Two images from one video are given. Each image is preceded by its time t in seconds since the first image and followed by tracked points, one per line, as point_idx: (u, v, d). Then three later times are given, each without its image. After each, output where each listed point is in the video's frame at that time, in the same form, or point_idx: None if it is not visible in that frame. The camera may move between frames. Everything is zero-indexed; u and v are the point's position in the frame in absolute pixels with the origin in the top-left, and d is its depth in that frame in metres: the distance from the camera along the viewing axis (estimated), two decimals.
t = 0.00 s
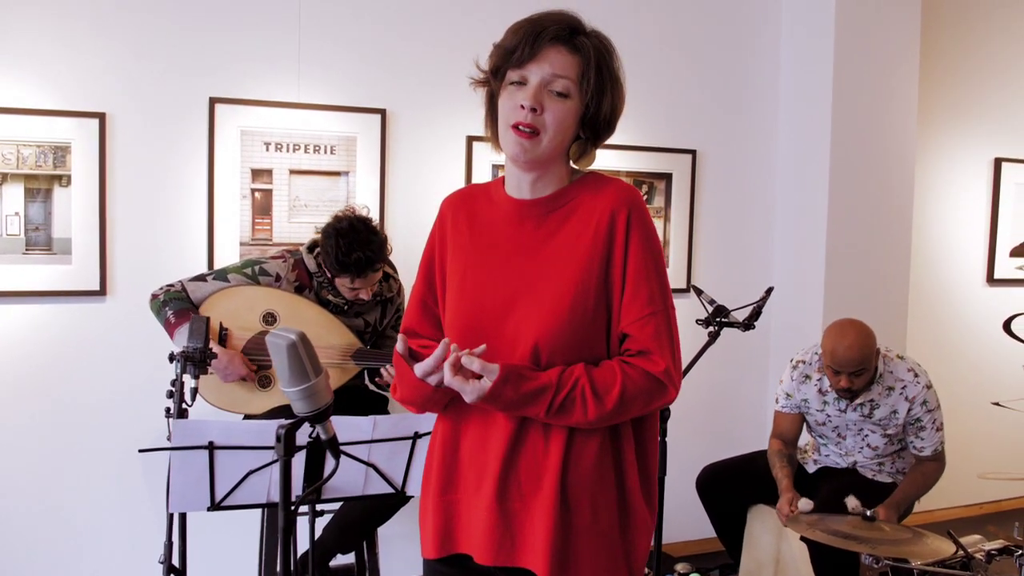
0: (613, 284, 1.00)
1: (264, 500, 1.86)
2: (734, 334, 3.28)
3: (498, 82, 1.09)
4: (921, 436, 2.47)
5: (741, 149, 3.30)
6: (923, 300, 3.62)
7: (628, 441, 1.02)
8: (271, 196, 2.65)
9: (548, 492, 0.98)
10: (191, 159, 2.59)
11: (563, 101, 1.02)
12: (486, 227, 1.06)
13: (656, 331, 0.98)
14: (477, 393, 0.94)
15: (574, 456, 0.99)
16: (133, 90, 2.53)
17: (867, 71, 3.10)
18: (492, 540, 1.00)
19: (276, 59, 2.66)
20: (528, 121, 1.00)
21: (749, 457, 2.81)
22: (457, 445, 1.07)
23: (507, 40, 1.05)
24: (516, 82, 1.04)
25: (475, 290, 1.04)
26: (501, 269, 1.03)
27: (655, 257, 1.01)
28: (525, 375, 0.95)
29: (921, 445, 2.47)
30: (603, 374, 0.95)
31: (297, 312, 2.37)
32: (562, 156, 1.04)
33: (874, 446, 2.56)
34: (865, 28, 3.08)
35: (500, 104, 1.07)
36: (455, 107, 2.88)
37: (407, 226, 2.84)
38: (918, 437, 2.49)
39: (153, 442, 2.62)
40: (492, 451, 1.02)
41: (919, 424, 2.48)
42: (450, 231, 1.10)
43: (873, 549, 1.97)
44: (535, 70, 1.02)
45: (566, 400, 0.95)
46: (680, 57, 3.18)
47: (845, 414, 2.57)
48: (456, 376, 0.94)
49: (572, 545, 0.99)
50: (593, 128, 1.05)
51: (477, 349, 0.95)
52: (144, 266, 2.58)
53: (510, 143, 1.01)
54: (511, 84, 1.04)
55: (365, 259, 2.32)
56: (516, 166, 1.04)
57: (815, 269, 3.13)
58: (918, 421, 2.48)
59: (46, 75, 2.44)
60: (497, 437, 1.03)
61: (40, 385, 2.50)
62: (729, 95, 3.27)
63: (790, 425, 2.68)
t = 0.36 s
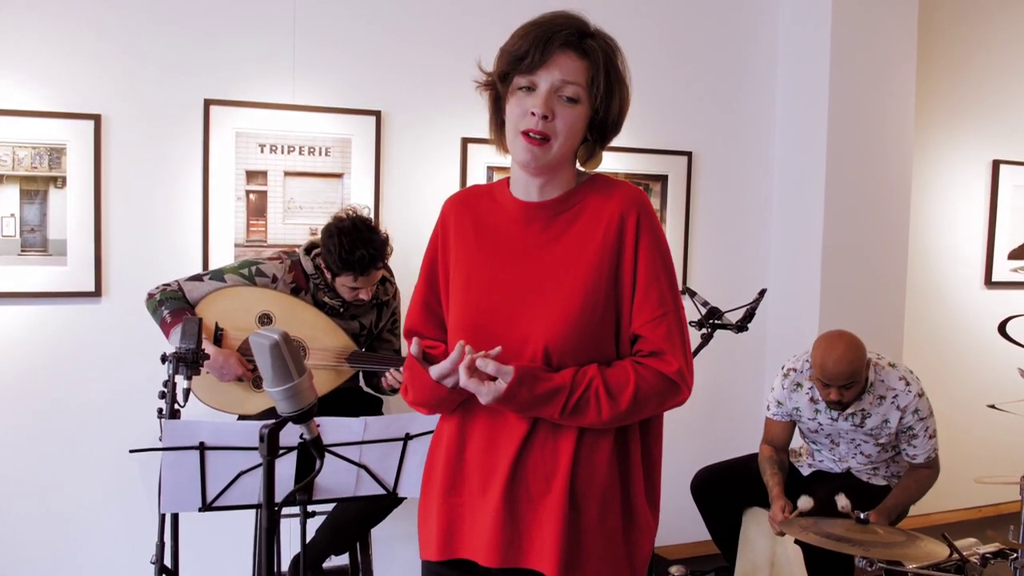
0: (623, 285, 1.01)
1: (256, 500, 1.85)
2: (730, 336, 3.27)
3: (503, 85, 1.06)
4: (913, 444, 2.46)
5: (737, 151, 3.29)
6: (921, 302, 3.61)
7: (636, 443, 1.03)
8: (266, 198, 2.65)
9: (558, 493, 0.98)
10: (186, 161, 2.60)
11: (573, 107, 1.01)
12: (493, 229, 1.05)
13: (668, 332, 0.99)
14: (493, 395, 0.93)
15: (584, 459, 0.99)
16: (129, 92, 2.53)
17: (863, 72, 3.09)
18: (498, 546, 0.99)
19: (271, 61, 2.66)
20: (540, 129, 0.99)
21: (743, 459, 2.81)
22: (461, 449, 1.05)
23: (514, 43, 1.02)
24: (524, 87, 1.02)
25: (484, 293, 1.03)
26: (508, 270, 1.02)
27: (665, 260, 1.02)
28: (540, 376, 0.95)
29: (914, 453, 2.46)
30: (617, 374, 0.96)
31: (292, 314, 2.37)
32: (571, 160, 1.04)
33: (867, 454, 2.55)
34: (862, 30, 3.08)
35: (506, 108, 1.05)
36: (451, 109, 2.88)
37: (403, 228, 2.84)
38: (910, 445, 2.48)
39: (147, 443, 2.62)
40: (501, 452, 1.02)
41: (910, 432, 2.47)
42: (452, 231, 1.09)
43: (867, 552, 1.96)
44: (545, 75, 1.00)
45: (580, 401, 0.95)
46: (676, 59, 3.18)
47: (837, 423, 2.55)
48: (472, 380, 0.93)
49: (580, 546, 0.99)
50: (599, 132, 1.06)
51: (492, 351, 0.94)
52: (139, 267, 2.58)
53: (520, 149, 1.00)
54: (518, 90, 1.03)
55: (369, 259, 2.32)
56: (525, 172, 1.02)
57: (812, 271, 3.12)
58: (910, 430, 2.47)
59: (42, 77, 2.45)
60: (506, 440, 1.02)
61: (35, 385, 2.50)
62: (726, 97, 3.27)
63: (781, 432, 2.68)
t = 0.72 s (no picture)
0: (649, 282, 1.02)
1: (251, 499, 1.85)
2: (729, 339, 3.28)
3: (526, 83, 1.07)
4: (909, 450, 2.46)
5: (736, 153, 3.30)
6: (918, 307, 3.62)
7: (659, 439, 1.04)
8: (265, 198, 2.65)
9: (587, 486, 0.98)
10: (183, 159, 2.59)
11: (599, 104, 1.01)
12: (519, 225, 1.05)
13: (697, 329, 1.00)
14: (523, 377, 0.94)
15: (610, 455, 1.00)
16: (127, 91, 2.53)
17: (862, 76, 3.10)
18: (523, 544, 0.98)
19: (271, 60, 2.66)
20: (567, 127, 0.99)
21: (740, 461, 2.82)
22: (484, 445, 1.04)
23: (538, 41, 1.03)
24: (550, 86, 1.03)
25: (510, 289, 1.02)
26: (536, 264, 1.02)
27: (690, 260, 1.04)
28: (570, 364, 0.96)
29: (909, 459, 2.46)
30: (648, 369, 0.97)
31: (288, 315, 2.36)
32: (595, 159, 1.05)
33: (862, 459, 2.56)
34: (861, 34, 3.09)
35: (529, 107, 1.06)
36: (450, 110, 2.88)
37: (402, 228, 2.84)
38: (905, 451, 2.47)
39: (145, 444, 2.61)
40: (528, 445, 1.02)
41: (906, 438, 2.46)
42: (477, 226, 1.09)
43: (861, 553, 1.96)
44: (571, 73, 1.01)
45: (612, 393, 0.95)
46: (676, 61, 3.19)
47: (833, 429, 2.54)
48: (505, 359, 0.95)
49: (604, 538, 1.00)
50: (620, 129, 1.09)
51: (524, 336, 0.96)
52: (136, 266, 2.58)
53: (547, 148, 1.00)
54: (543, 89, 1.03)
55: (363, 259, 2.32)
56: (550, 172, 1.03)
57: (810, 274, 3.13)
58: (906, 436, 2.46)
59: (39, 75, 2.45)
60: (533, 435, 1.02)
61: (30, 384, 2.49)
62: (725, 100, 3.27)
63: (777, 437, 2.70)
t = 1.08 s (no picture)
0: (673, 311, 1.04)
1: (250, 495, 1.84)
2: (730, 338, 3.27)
3: (509, 111, 1.09)
4: (908, 451, 2.45)
5: (738, 152, 3.29)
6: (919, 307, 3.61)
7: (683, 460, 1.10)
8: (264, 193, 2.64)
9: (625, 511, 1.02)
10: (183, 154, 2.58)
11: (571, 103, 1.00)
12: (547, 255, 1.07)
13: (718, 358, 1.04)
14: (557, 404, 0.97)
15: (639, 478, 1.04)
16: (126, 85, 2.51)
17: (865, 75, 3.09)
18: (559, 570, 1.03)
19: (271, 55, 2.65)
20: (542, 133, 0.99)
21: (741, 460, 2.82)
22: (518, 469, 1.08)
23: (506, 65, 1.07)
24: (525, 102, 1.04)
25: (540, 318, 1.05)
26: (566, 294, 1.04)
27: (712, 286, 1.06)
28: (603, 395, 0.98)
29: (909, 459, 2.45)
30: (675, 399, 1.00)
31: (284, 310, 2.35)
32: (588, 160, 1.02)
33: (862, 459, 2.55)
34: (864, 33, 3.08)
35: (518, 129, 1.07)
36: (452, 106, 2.87)
37: (402, 225, 2.82)
38: (905, 451, 2.46)
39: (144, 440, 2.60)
40: (564, 472, 1.04)
41: (905, 439, 2.45)
42: (507, 254, 1.11)
43: (860, 551, 1.96)
44: (538, 80, 1.02)
45: (642, 424, 0.98)
46: (678, 59, 3.18)
47: (832, 429, 2.53)
48: (540, 382, 0.98)
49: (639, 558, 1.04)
50: (614, 125, 1.02)
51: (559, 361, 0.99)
52: (134, 261, 2.56)
53: (534, 161, 1.01)
54: (521, 107, 1.05)
55: (358, 256, 2.30)
56: (548, 183, 1.03)
57: (812, 274, 3.12)
58: (905, 437, 2.45)
59: (38, 68, 2.43)
60: (566, 460, 1.05)
61: (27, 379, 2.48)
62: (727, 99, 3.26)
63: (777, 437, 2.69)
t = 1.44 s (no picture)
0: (655, 298, 1.02)
1: (253, 488, 1.83)
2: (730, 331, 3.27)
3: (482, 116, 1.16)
4: (911, 444, 2.48)
5: (740, 145, 3.28)
6: (917, 301, 3.62)
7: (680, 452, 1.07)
8: (264, 181, 2.61)
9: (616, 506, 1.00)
10: (181, 142, 2.55)
11: (523, 94, 1.04)
12: (532, 254, 1.08)
13: (704, 342, 1.01)
14: (535, 417, 0.95)
15: (633, 472, 1.02)
16: (124, 71, 2.47)
17: (868, 68, 3.09)
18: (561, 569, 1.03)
19: (272, 42, 2.61)
20: (497, 126, 1.05)
21: (740, 451, 2.87)
22: (514, 468, 1.10)
23: (471, 77, 1.14)
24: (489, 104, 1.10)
25: (523, 317, 1.07)
26: (548, 291, 1.05)
27: (694, 268, 1.03)
28: (582, 399, 0.96)
29: (911, 451, 2.48)
30: (658, 390, 0.98)
31: (282, 300, 2.34)
32: (547, 146, 1.05)
33: (863, 452, 2.56)
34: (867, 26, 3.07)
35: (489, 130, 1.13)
36: (453, 95, 2.84)
37: (402, 215, 2.80)
38: (908, 443, 2.49)
39: (143, 431, 2.58)
40: (550, 469, 1.05)
41: (908, 431, 2.47)
42: (493, 258, 1.14)
43: (863, 544, 1.97)
44: (495, 81, 1.08)
45: (625, 419, 0.97)
46: (680, 50, 3.16)
47: (833, 422, 2.54)
48: (516, 401, 0.95)
49: (637, 553, 1.02)
50: (568, 111, 1.05)
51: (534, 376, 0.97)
52: (132, 250, 2.53)
53: (496, 153, 1.07)
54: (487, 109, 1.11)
55: (353, 241, 2.27)
56: (513, 173, 1.07)
57: (812, 267, 3.12)
58: (908, 429, 2.48)
59: (33, 52, 2.39)
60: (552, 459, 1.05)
61: (23, 368, 2.45)
62: (729, 90, 3.25)
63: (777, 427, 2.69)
